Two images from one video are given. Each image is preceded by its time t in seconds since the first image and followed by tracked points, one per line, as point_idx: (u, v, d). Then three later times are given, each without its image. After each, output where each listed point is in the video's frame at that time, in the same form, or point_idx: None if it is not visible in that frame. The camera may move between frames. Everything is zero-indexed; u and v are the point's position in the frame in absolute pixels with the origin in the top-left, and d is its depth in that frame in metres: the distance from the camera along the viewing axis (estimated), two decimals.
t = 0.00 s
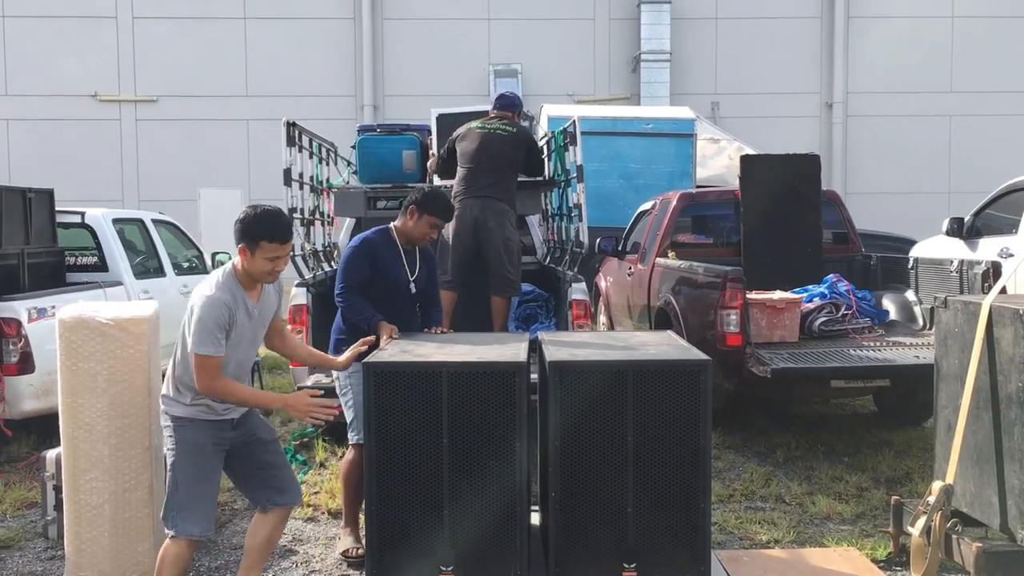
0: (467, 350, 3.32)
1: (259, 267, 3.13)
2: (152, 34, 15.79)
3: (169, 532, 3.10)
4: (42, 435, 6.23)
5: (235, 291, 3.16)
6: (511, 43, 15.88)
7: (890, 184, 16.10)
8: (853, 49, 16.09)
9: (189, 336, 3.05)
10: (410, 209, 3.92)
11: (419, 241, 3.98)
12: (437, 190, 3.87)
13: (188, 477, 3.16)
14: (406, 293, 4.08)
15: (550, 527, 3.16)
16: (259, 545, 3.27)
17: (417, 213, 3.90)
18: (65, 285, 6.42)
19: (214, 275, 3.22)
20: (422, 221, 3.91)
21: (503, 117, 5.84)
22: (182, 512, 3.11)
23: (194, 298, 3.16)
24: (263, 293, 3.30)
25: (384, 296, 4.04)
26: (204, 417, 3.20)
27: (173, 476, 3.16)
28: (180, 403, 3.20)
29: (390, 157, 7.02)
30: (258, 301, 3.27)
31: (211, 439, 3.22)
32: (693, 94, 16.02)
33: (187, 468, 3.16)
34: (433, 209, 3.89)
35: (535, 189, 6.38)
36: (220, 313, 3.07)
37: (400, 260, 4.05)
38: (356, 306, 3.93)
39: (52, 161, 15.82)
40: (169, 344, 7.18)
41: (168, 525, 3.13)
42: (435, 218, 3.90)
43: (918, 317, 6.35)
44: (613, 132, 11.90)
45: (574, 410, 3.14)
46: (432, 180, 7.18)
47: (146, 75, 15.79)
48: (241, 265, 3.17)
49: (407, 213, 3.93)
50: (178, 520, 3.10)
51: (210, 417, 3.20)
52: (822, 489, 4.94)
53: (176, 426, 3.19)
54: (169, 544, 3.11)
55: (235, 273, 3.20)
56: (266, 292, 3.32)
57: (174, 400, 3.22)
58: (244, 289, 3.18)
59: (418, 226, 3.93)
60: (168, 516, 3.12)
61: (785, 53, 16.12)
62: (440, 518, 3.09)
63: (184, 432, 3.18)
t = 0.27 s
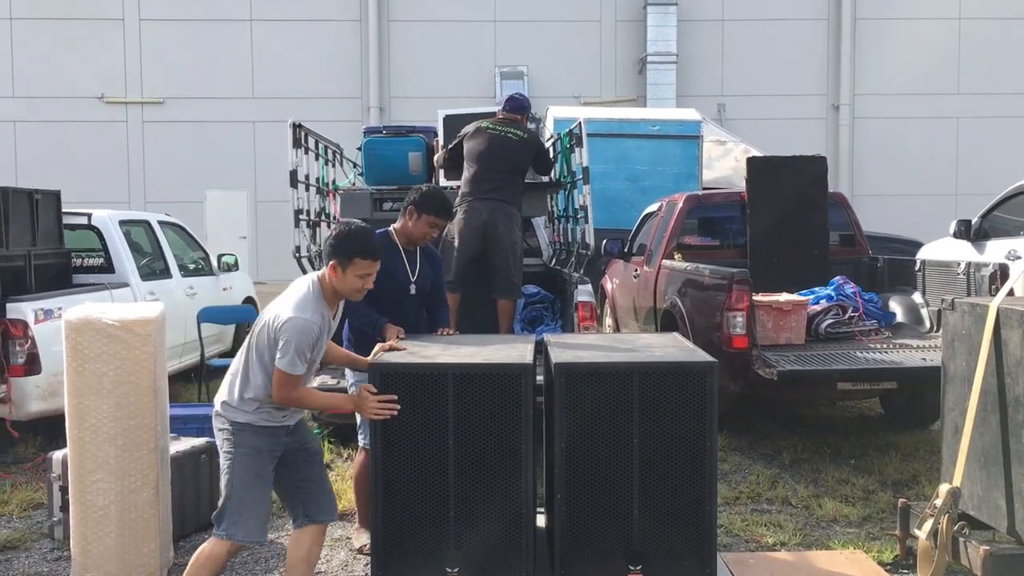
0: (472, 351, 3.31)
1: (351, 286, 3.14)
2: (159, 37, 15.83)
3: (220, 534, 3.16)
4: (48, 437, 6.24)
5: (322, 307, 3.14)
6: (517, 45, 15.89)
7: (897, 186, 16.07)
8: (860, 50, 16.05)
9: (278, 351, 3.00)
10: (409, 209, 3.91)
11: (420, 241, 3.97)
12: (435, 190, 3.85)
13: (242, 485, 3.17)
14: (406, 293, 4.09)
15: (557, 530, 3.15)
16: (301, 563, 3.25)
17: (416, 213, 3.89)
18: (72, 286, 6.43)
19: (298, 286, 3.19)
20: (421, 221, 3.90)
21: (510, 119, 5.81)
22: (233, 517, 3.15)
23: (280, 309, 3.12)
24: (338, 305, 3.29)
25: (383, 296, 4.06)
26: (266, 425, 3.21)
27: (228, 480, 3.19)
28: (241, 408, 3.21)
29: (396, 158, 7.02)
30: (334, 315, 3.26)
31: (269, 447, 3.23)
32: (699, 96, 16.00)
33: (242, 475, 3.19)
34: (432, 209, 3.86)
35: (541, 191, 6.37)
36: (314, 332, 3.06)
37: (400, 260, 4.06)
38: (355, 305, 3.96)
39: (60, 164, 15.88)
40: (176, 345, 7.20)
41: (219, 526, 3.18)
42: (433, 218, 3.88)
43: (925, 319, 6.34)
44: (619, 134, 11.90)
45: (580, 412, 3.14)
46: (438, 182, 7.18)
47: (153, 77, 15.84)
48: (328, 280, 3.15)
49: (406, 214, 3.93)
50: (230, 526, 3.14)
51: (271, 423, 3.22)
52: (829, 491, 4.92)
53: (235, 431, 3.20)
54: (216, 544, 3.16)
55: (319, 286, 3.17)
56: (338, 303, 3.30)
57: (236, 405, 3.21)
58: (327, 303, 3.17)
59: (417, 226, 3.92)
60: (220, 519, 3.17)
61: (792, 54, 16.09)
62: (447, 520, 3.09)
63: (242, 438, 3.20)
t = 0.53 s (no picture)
0: (476, 350, 3.31)
1: (385, 313, 3.05)
2: (162, 36, 15.84)
3: (237, 553, 3.10)
4: (51, 436, 6.25)
5: (351, 332, 3.07)
6: (520, 45, 15.88)
7: (900, 186, 16.05)
8: (863, 50, 16.03)
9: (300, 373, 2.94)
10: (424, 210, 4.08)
11: (434, 240, 4.14)
12: (448, 191, 4.01)
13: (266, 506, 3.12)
14: (420, 292, 4.23)
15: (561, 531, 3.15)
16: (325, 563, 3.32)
17: (431, 213, 4.06)
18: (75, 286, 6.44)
19: (331, 307, 3.11)
20: (435, 220, 4.06)
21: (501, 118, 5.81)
22: (255, 537, 3.10)
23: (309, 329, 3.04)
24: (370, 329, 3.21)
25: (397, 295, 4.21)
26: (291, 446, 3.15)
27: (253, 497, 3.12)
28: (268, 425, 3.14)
29: (399, 158, 7.02)
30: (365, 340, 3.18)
31: (294, 467, 3.17)
32: (702, 96, 15.99)
33: (267, 496, 3.12)
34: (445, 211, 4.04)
35: (544, 191, 6.36)
36: (338, 358, 2.99)
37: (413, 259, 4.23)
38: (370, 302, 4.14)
39: (63, 163, 15.89)
40: (179, 345, 7.20)
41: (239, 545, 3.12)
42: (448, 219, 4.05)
43: (929, 319, 6.31)
44: (622, 134, 11.88)
45: (584, 411, 3.13)
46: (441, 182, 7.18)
47: (155, 77, 15.85)
48: (360, 305, 3.07)
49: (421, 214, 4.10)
50: (248, 547, 3.08)
51: (297, 444, 3.15)
52: (832, 491, 4.92)
53: (260, 450, 3.14)
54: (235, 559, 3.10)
55: (351, 310, 3.10)
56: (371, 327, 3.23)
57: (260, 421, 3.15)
58: (356, 328, 3.09)
59: (432, 225, 4.09)
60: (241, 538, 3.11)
61: (795, 54, 16.08)
62: (451, 520, 3.09)
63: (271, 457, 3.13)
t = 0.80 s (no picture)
0: (476, 349, 3.31)
1: (384, 309, 3.04)
2: (162, 36, 15.84)
3: (228, 552, 3.10)
4: (52, 435, 6.26)
5: (351, 328, 3.06)
6: (521, 44, 15.88)
7: (901, 186, 16.04)
8: (864, 49, 16.02)
9: (301, 374, 2.95)
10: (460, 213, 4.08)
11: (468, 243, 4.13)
12: (483, 197, 3.99)
13: (255, 505, 3.11)
14: (451, 293, 4.27)
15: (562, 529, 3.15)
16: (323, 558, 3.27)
17: (465, 218, 4.04)
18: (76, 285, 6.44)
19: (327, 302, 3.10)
20: (468, 225, 4.05)
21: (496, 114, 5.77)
22: (247, 534, 3.10)
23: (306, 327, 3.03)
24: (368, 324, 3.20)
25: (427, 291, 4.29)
26: (287, 445, 3.14)
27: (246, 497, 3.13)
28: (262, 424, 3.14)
29: (400, 157, 7.02)
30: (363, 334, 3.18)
31: (288, 465, 3.17)
32: (703, 95, 15.98)
33: (257, 494, 3.12)
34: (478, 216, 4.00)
35: (545, 189, 6.36)
36: (340, 357, 2.99)
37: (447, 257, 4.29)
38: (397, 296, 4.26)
39: (63, 163, 15.90)
40: (180, 344, 7.21)
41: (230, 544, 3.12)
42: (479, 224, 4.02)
43: (929, 318, 6.33)
44: (623, 133, 11.88)
45: (585, 409, 3.13)
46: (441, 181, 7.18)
47: (156, 76, 15.85)
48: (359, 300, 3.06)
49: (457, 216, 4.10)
50: (239, 545, 3.08)
51: (295, 441, 3.16)
52: (833, 490, 4.92)
53: (254, 448, 3.14)
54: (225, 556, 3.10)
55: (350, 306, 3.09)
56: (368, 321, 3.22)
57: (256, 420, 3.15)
58: (356, 323, 3.09)
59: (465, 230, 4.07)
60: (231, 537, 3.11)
61: (796, 53, 16.07)
62: (451, 517, 3.09)
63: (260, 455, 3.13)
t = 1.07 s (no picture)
0: (476, 348, 3.31)
1: (401, 268, 3.04)
2: (162, 35, 15.84)
3: (239, 552, 2.97)
4: (52, 434, 6.26)
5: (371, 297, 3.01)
6: (521, 42, 15.88)
7: (900, 185, 16.03)
8: (864, 48, 16.02)
9: (336, 342, 2.84)
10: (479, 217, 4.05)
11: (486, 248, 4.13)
12: (503, 205, 3.95)
13: (269, 507, 3.00)
14: (468, 295, 4.36)
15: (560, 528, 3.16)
16: None
17: (485, 223, 4.01)
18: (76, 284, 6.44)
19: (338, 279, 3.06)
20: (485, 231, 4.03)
21: (503, 114, 5.76)
22: (261, 535, 2.99)
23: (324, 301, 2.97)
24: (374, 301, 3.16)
25: (443, 288, 4.35)
26: (310, 443, 3.03)
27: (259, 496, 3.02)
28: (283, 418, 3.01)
29: (400, 155, 7.02)
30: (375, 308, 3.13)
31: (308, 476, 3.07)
32: (703, 94, 15.98)
33: (271, 495, 3.01)
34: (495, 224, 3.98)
35: (545, 188, 6.36)
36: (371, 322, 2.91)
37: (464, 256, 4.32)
38: (413, 296, 4.30)
39: (63, 162, 15.91)
40: (180, 343, 7.21)
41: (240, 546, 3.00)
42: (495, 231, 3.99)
43: (929, 317, 6.35)
44: (623, 132, 11.87)
45: (583, 410, 3.14)
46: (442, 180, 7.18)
47: (155, 75, 15.84)
48: (373, 268, 3.03)
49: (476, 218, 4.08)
50: (253, 547, 2.97)
51: (319, 436, 3.04)
52: (832, 489, 4.92)
53: (276, 450, 3.01)
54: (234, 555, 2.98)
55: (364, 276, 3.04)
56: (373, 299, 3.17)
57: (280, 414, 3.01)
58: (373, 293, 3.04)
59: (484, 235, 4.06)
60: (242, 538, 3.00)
61: (796, 52, 16.07)
62: (451, 517, 3.10)
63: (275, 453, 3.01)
